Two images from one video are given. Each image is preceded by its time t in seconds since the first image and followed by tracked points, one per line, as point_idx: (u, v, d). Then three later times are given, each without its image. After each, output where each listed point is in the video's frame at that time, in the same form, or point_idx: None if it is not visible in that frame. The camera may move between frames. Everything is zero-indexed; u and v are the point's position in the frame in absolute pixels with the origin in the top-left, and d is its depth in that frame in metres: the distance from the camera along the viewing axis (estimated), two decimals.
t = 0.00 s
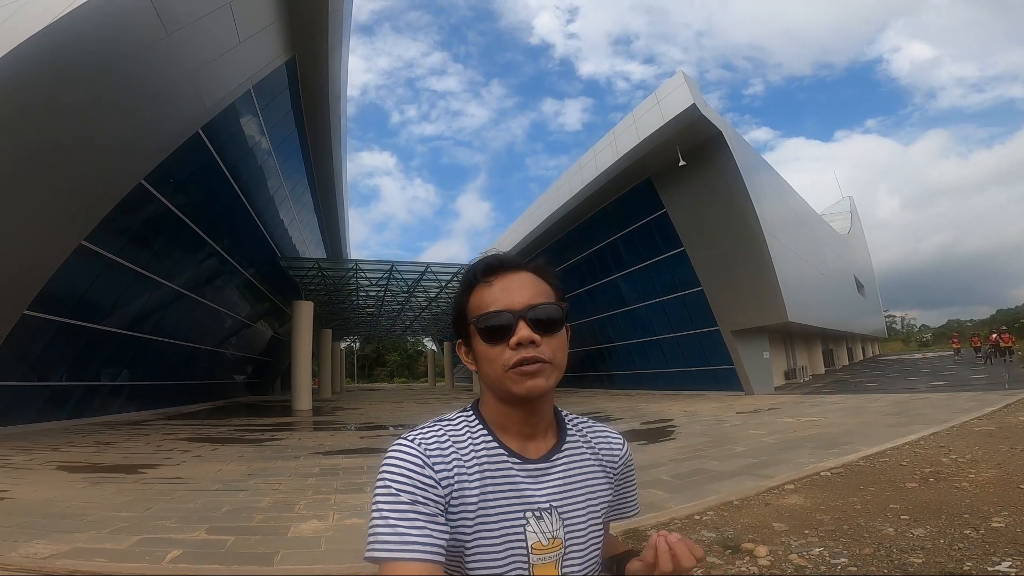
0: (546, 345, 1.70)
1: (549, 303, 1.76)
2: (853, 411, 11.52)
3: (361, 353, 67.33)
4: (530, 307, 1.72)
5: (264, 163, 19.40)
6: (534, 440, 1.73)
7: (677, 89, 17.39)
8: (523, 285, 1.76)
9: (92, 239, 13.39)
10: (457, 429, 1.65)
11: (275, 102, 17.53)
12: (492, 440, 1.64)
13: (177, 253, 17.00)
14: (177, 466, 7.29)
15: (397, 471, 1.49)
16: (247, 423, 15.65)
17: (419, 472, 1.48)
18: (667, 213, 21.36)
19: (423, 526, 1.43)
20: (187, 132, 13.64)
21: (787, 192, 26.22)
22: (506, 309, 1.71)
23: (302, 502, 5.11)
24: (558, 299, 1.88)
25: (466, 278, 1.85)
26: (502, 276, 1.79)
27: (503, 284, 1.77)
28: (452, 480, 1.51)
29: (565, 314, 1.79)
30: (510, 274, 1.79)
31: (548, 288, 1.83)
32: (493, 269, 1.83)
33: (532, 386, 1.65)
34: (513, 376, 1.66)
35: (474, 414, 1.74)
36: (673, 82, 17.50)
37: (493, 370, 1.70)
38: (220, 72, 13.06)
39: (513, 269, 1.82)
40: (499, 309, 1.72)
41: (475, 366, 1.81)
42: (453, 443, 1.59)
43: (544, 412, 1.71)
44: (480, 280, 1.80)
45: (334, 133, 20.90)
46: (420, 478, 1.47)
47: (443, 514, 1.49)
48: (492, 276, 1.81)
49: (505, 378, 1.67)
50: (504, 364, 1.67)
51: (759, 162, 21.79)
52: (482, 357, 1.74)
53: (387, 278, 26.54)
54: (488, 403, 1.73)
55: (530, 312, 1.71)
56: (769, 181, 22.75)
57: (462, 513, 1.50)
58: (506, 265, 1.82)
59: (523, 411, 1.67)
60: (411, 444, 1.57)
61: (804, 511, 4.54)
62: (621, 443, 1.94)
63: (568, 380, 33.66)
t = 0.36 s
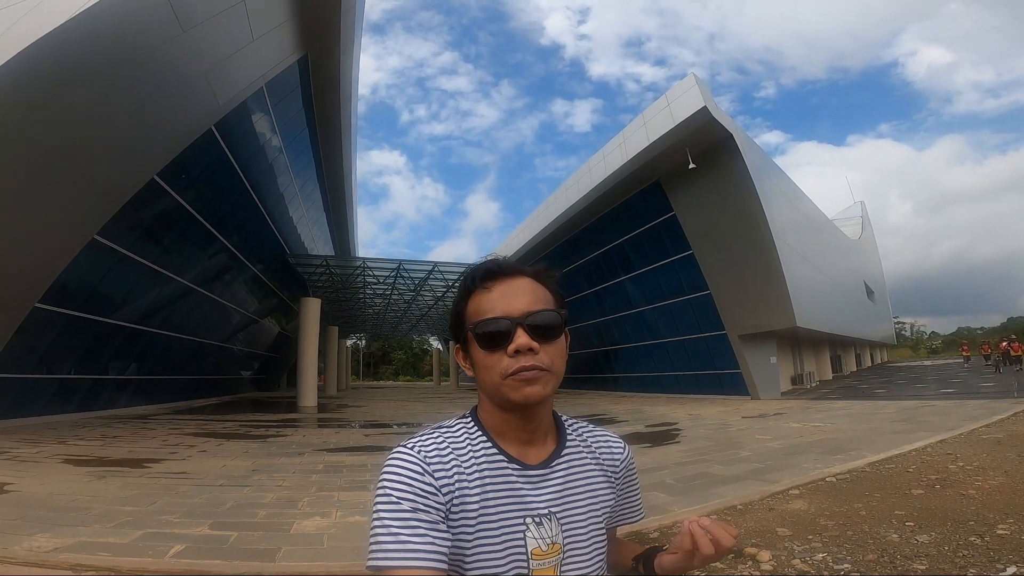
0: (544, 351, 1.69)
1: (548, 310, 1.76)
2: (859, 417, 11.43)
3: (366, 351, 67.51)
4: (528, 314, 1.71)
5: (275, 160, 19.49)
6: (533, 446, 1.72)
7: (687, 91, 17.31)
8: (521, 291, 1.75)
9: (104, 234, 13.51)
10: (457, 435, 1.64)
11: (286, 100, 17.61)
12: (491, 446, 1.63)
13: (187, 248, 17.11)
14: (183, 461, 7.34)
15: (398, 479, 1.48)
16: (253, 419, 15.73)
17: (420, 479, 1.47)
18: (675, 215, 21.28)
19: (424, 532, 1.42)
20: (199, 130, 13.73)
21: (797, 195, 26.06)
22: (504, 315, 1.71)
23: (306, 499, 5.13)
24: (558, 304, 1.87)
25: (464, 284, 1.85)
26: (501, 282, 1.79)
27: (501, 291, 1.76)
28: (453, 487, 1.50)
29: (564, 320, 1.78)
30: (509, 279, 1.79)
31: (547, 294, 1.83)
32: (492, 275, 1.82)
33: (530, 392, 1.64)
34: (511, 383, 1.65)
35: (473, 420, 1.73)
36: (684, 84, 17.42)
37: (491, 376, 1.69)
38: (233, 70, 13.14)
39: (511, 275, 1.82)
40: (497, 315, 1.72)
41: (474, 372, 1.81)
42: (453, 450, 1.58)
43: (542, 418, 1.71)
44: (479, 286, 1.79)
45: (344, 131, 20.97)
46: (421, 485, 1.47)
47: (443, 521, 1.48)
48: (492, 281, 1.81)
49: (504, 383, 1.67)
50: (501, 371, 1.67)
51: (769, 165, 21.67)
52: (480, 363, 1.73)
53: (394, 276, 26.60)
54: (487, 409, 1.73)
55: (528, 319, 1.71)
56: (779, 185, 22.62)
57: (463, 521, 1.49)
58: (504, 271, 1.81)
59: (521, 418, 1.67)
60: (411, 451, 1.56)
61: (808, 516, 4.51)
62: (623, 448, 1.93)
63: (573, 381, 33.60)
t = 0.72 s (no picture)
0: (553, 349, 1.68)
1: (558, 307, 1.75)
2: (856, 419, 11.46)
3: (365, 351, 67.51)
4: (537, 311, 1.71)
5: (275, 159, 19.47)
6: (539, 445, 1.72)
7: (688, 93, 17.32)
8: (532, 288, 1.75)
9: (103, 232, 13.50)
10: (463, 433, 1.65)
11: (286, 99, 17.61)
12: (497, 445, 1.63)
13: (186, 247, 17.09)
14: (181, 459, 7.33)
15: (402, 476, 1.48)
16: (251, 418, 15.71)
17: (425, 477, 1.47)
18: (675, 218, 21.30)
19: (429, 530, 1.42)
20: (200, 129, 13.73)
21: (797, 198, 26.08)
22: (513, 312, 1.71)
23: (304, 498, 5.13)
24: (569, 302, 1.87)
25: (476, 278, 1.85)
26: (512, 278, 1.79)
27: (512, 286, 1.76)
28: (458, 486, 1.50)
29: (573, 319, 1.77)
30: (520, 276, 1.78)
31: (558, 291, 1.82)
32: (503, 270, 1.82)
33: (537, 390, 1.64)
34: (518, 380, 1.65)
35: (479, 419, 1.73)
36: (685, 86, 17.42)
37: (498, 373, 1.69)
38: (235, 69, 13.15)
39: (523, 271, 1.81)
40: (507, 310, 1.71)
41: (481, 368, 1.81)
42: (458, 449, 1.58)
43: (549, 416, 1.70)
44: (490, 281, 1.79)
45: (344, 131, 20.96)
46: (426, 482, 1.47)
47: (449, 519, 1.48)
48: (503, 277, 1.80)
49: (510, 380, 1.67)
50: (508, 368, 1.67)
51: (769, 167, 21.70)
52: (488, 359, 1.73)
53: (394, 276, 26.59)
54: (493, 407, 1.73)
55: (538, 316, 1.70)
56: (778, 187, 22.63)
57: (468, 520, 1.49)
58: (516, 266, 1.81)
59: (527, 416, 1.67)
60: (417, 449, 1.56)
61: (806, 518, 4.51)
62: (630, 449, 1.92)
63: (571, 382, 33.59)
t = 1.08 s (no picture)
0: (552, 348, 1.68)
1: (556, 306, 1.74)
2: (850, 418, 11.53)
3: (359, 352, 67.37)
4: (535, 310, 1.70)
5: (269, 159, 19.40)
6: (540, 442, 1.72)
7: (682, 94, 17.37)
8: (530, 286, 1.74)
9: (96, 233, 13.41)
10: (463, 432, 1.64)
11: (280, 99, 17.55)
12: (497, 442, 1.63)
13: (179, 248, 17.00)
14: (175, 461, 7.29)
15: (402, 474, 1.47)
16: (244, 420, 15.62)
17: (425, 475, 1.47)
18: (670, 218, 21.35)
19: (429, 528, 1.41)
20: (194, 129, 13.67)
21: (790, 199, 26.19)
22: (511, 311, 1.70)
23: (298, 500, 5.10)
24: (568, 301, 1.86)
25: (475, 277, 1.84)
26: (510, 277, 1.78)
27: (511, 285, 1.75)
28: (458, 484, 1.50)
29: (572, 317, 1.77)
30: (519, 275, 1.78)
31: (557, 290, 1.81)
32: (502, 269, 1.81)
33: (536, 389, 1.63)
34: (517, 380, 1.65)
35: (480, 417, 1.73)
36: (679, 87, 17.48)
37: (496, 372, 1.69)
38: (229, 70, 13.11)
39: (521, 270, 1.81)
40: (504, 310, 1.71)
41: (480, 367, 1.80)
42: (458, 447, 1.58)
43: (549, 416, 1.69)
44: (488, 280, 1.79)
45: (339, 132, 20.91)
46: (426, 481, 1.46)
47: (449, 517, 1.47)
48: (502, 276, 1.80)
49: (509, 380, 1.66)
50: (507, 367, 1.66)
51: (763, 168, 21.77)
52: (486, 358, 1.73)
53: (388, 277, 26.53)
54: (493, 406, 1.72)
55: (536, 316, 1.70)
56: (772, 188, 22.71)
57: (469, 518, 1.48)
58: (515, 265, 1.80)
59: (527, 416, 1.66)
60: (416, 447, 1.56)
61: (802, 517, 4.52)
62: (631, 445, 1.92)
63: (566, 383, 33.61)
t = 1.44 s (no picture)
0: (549, 351, 1.68)
1: (553, 308, 1.74)
2: (847, 413, 11.58)
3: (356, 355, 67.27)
4: (532, 313, 1.70)
5: (261, 163, 19.33)
6: (538, 441, 1.72)
7: (674, 92, 17.41)
8: (528, 289, 1.74)
9: (88, 239, 13.35)
10: (460, 432, 1.64)
11: (271, 103, 17.50)
12: (494, 442, 1.63)
13: (172, 253, 16.93)
14: (172, 467, 7.26)
15: (398, 473, 1.48)
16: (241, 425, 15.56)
17: (421, 473, 1.47)
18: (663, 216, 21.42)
19: (424, 527, 1.41)
20: (185, 132, 13.63)
21: (783, 195, 26.30)
22: (508, 313, 1.71)
23: (297, 504, 5.09)
24: (567, 303, 1.86)
25: (473, 278, 1.84)
26: (509, 278, 1.78)
27: (509, 287, 1.75)
28: (454, 482, 1.50)
29: (570, 320, 1.76)
30: (517, 276, 1.78)
31: (555, 292, 1.81)
32: (500, 271, 1.81)
33: (533, 392, 1.63)
34: (513, 384, 1.65)
35: (477, 417, 1.73)
36: (670, 85, 17.53)
37: (493, 374, 1.69)
38: (219, 72, 13.07)
39: (520, 272, 1.80)
40: (501, 312, 1.71)
41: (478, 369, 1.80)
42: (455, 446, 1.58)
43: (546, 417, 1.69)
44: (487, 281, 1.79)
45: (331, 135, 20.85)
46: (422, 479, 1.46)
47: (445, 516, 1.47)
48: (500, 277, 1.80)
49: (506, 383, 1.66)
50: (504, 370, 1.66)
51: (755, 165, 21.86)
52: (483, 360, 1.73)
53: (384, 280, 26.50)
54: (490, 406, 1.72)
55: (533, 318, 1.70)
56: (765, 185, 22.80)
57: (465, 516, 1.48)
58: (514, 266, 1.80)
59: (524, 418, 1.66)
60: (413, 446, 1.56)
61: (801, 513, 4.54)
62: (632, 444, 1.92)
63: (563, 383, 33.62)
